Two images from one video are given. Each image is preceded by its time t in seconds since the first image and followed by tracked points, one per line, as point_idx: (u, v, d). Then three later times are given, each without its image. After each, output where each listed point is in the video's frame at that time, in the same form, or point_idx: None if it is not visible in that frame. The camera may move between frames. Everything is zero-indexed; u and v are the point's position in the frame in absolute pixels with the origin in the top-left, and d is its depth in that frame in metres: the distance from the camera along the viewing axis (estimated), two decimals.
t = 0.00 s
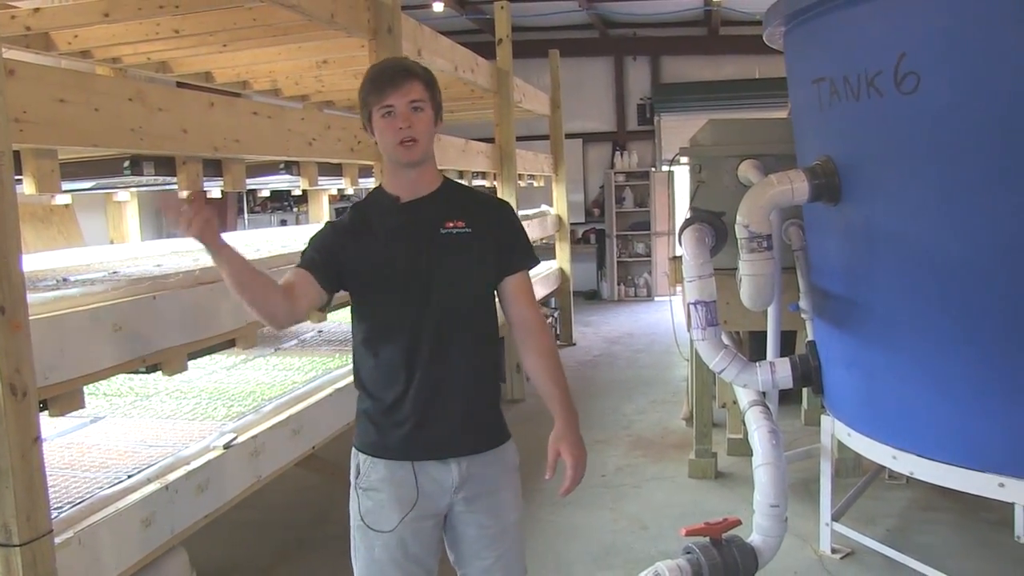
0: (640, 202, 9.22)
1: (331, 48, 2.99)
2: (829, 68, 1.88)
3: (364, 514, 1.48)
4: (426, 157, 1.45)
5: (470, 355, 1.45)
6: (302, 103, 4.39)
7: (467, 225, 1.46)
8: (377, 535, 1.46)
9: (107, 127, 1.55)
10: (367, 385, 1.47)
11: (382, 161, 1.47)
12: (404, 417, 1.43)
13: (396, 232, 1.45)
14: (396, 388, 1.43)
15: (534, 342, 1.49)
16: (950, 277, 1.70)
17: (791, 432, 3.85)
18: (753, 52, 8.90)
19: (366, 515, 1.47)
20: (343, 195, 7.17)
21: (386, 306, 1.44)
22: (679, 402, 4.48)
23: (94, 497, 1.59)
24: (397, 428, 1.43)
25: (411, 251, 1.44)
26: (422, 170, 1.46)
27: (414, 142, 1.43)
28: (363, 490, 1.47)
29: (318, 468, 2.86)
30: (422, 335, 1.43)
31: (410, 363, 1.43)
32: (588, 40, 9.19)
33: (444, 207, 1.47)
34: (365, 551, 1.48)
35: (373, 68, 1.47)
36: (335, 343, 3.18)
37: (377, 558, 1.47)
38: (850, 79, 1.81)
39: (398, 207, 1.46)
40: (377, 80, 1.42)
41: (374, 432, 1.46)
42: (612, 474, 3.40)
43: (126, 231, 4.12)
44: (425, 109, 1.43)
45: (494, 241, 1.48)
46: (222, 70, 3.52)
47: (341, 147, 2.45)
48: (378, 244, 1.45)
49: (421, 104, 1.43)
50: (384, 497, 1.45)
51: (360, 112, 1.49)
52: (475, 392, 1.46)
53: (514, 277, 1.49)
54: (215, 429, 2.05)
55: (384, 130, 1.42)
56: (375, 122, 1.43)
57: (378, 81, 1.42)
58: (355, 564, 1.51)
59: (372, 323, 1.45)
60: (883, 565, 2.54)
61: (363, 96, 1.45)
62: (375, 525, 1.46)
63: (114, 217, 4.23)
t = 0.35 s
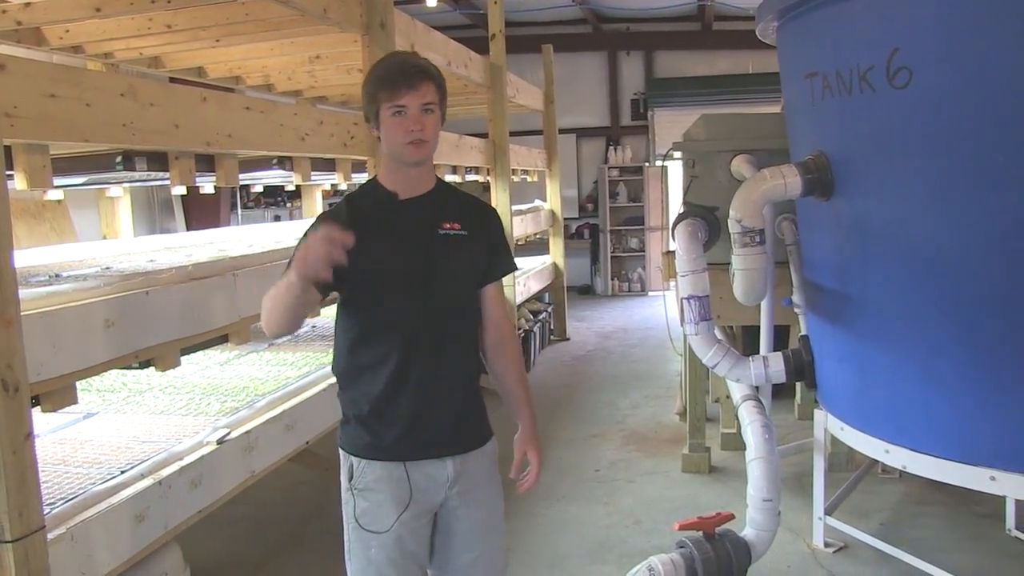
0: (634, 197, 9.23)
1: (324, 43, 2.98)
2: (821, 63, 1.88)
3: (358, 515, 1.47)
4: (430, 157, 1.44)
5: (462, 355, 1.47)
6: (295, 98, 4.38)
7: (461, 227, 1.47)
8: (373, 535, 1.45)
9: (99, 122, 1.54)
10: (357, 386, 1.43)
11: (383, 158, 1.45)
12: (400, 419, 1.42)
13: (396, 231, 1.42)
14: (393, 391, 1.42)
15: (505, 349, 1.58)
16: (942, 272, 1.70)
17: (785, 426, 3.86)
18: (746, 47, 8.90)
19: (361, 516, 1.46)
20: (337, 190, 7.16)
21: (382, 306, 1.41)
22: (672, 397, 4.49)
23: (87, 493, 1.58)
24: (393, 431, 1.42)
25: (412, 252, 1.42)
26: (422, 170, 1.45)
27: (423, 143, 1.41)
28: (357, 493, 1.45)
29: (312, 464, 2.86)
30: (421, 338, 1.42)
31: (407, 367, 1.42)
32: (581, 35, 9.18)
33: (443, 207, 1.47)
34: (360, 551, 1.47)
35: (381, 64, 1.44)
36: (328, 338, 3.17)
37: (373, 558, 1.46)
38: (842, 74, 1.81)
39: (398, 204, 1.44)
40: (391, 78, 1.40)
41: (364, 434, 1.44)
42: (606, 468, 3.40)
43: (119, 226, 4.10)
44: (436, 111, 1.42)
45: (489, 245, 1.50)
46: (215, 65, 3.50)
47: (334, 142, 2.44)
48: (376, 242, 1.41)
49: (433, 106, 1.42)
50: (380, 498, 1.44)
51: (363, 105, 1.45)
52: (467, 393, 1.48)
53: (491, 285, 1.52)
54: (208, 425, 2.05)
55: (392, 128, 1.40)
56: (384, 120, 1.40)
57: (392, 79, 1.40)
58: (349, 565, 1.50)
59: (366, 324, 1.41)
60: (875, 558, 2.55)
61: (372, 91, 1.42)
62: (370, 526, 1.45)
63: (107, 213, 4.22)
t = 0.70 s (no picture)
0: (630, 198, 9.23)
1: (321, 43, 2.97)
2: (820, 64, 1.88)
3: (386, 513, 1.50)
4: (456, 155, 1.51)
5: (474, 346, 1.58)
6: (293, 97, 4.37)
7: (476, 224, 1.57)
8: (403, 531, 1.50)
9: (96, 120, 1.53)
10: (383, 380, 1.50)
11: (409, 152, 1.50)
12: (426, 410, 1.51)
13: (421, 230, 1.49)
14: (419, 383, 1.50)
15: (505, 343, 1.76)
16: (939, 275, 1.71)
17: (781, 428, 3.87)
18: (744, 49, 8.91)
19: (389, 514, 1.50)
20: (334, 190, 7.14)
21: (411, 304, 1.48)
22: (669, 398, 4.50)
23: (82, 492, 1.58)
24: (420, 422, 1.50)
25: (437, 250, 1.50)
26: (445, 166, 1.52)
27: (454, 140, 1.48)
28: (386, 490, 1.50)
29: (308, 464, 2.86)
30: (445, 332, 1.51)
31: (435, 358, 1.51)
32: (579, 35, 9.18)
33: (459, 205, 1.56)
34: (386, 550, 1.51)
35: (410, 59, 1.49)
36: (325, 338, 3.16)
37: (402, 554, 1.51)
38: (841, 76, 1.81)
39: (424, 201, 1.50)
40: (429, 74, 1.45)
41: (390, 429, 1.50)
42: (602, 469, 3.40)
43: (114, 225, 4.09)
44: (467, 111, 1.50)
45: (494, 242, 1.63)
46: (212, 63, 3.49)
47: (331, 141, 2.44)
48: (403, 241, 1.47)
49: (465, 105, 1.50)
50: (411, 491, 1.50)
51: (389, 99, 1.49)
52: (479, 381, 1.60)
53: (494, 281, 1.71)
54: (204, 424, 2.04)
55: (428, 123, 1.45)
56: (420, 114, 1.45)
57: (429, 74, 1.45)
58: (371, 568, 1.52)
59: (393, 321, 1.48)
60: (871, 560, 2.56)
61: (405, 86, 1.46)
62: (401, 521, 1.50)
63: (102, 211, 4.20)
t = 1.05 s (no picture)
0: (635, 199, 9.22)
1: (326, 41, 2.96)
2: (827, 65, 1.87)
3: (425, 498, 1.58)
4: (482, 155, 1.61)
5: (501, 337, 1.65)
6: (297, 96, 4.37)
7: (500, 219, 1.65)
8: (441, 516, 1.58)
9: (100, 117, 1.53)
10: (417, 367, 1.58)
11: (438, 151, 1.60)
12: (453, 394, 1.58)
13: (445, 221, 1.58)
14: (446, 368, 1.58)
15: (541, 335, 1.79)
16: (945, 276, 1.69)
17: (785, 431, 3.85)
18: (749, 49, 8.89)
19: (429, 500, 1.58)
20: (338, 190, 7.16)
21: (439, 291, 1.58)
22: (672, 399, 4.48)
23: (83, 491, 1.57)
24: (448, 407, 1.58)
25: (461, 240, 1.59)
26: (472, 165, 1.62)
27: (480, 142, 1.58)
28: (425, 475, 1.58)
29: (310, 463, 2.85)
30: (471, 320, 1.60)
31: (465, 344, 1.59)
32: (584, 35, 9.16)
33: (485, 200, 1.65)
34: (427, 535, 1.59)
35: (441, 63, 1.59)
36: (328, 337, 3.16)
37: (441, 539, 1.59)
38: (848, 77, 1.80)
39: (446, 195, 1.60)
40: (460, 78, 1.56)
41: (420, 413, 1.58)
42: (605, 471, 3.39)
43: (118, 223, 4.09)
44: (493, 114, 1.60)
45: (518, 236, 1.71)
46: (217, 62, 3.49)
47: (335, 140, 2.43)
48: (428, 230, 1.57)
49: (492, 108, 1.59)
50: (448, 477, 1.58)
51: (420, 100, 1.60)
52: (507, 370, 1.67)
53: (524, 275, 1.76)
54: (207, 423, 2.04)
55: (457, 124, 1.56)
56: (450, 116, 1.56)
57: (460, 78, 1.56)
58: (412, 553, 1.60)
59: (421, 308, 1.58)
60: (876, 564, 2.54)
61: (436, 89, 1.57)
62: (439, 505, 1.58)
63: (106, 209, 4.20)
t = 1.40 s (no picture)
0: (638, 197, 9.21)
1: (328, 39, 2.95)
2: (832, 63, 1.86)
3: (449, 494, 1.57)
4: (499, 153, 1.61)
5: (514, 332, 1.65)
6: (300, 93, 4.36)
7: (513, 219, 1.65)
8: (466, 510, 1.57)
9: (102, 115, 1.52)
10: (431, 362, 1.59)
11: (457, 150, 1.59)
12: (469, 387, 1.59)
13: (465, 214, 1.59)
14: (464, 359, 1.59)
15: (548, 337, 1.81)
16: (951, 274, 1.68)
17: (788, 429, 3.84)
18: (753, 47, 8.86)
19: (453, 495, 1.57)
20: (340, 188, 7.16)
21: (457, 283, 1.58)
22: (675, 398, 4.47)
23: (85, 490, 1.57)
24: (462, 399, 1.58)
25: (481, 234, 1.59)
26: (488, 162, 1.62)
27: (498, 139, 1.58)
28: (448, 470, 1.56)
29: (313, 461, 2.85)
30: (486, 316, 1.60)
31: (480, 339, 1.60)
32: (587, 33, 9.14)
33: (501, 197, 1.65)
34: (452, 531, 1.58)
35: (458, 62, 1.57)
36: (330, 335, 3.15)
37: (467, 532, 1.58)
38: (853, 74, 1.79)
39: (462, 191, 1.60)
40: (478, 76, 1.54)
41: (436, 406, 1.57)
42: (608, 469, 3.38)
43: (121, 221, 4.09)
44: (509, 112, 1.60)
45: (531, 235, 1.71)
46: (220, 59, 3.49)
47: (338, 138, 2.42)
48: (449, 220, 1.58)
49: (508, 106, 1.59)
50: (470, 471, 1.57)
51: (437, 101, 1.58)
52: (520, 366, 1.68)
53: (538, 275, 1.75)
54: (209, 422, 2.03)
55: (477, 123, 1.55)
56: (470, 115, 1.55)
57: (478, 77, 1.54)
58: (440, 551, 1.59)
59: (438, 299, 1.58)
60: (880, 562, 2.53)
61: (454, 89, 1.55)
62: (462, 500, 1.57)
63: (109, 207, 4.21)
